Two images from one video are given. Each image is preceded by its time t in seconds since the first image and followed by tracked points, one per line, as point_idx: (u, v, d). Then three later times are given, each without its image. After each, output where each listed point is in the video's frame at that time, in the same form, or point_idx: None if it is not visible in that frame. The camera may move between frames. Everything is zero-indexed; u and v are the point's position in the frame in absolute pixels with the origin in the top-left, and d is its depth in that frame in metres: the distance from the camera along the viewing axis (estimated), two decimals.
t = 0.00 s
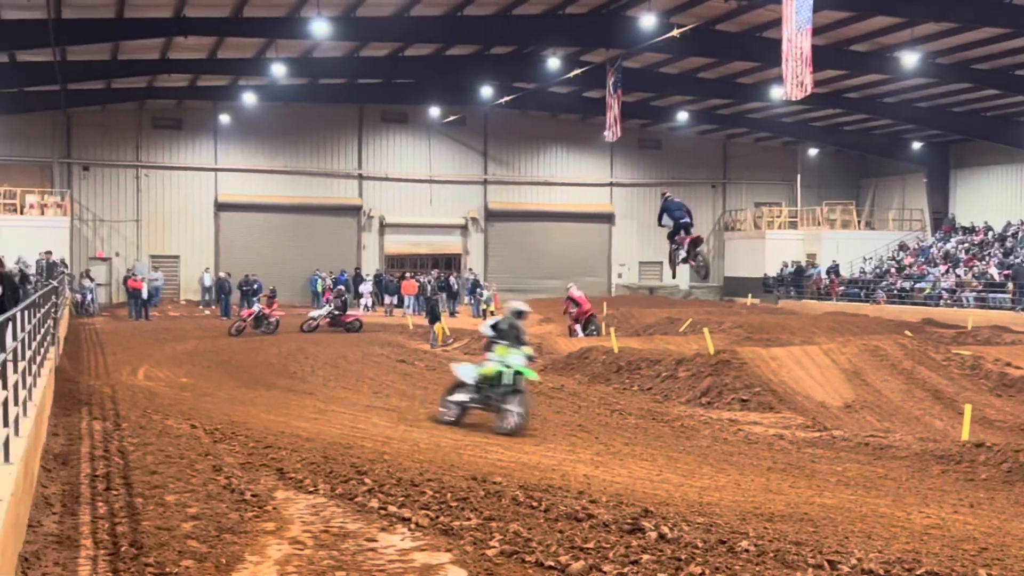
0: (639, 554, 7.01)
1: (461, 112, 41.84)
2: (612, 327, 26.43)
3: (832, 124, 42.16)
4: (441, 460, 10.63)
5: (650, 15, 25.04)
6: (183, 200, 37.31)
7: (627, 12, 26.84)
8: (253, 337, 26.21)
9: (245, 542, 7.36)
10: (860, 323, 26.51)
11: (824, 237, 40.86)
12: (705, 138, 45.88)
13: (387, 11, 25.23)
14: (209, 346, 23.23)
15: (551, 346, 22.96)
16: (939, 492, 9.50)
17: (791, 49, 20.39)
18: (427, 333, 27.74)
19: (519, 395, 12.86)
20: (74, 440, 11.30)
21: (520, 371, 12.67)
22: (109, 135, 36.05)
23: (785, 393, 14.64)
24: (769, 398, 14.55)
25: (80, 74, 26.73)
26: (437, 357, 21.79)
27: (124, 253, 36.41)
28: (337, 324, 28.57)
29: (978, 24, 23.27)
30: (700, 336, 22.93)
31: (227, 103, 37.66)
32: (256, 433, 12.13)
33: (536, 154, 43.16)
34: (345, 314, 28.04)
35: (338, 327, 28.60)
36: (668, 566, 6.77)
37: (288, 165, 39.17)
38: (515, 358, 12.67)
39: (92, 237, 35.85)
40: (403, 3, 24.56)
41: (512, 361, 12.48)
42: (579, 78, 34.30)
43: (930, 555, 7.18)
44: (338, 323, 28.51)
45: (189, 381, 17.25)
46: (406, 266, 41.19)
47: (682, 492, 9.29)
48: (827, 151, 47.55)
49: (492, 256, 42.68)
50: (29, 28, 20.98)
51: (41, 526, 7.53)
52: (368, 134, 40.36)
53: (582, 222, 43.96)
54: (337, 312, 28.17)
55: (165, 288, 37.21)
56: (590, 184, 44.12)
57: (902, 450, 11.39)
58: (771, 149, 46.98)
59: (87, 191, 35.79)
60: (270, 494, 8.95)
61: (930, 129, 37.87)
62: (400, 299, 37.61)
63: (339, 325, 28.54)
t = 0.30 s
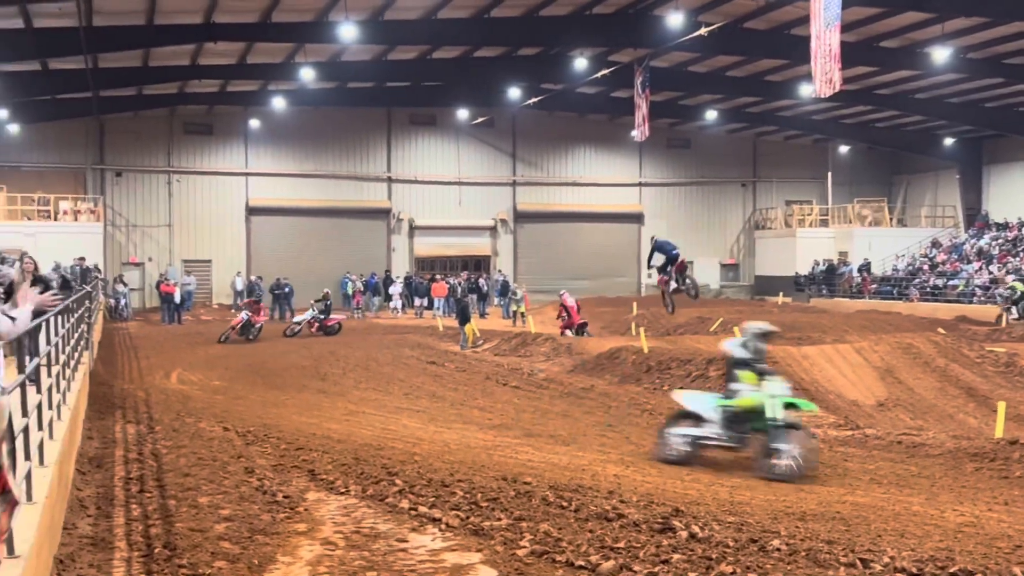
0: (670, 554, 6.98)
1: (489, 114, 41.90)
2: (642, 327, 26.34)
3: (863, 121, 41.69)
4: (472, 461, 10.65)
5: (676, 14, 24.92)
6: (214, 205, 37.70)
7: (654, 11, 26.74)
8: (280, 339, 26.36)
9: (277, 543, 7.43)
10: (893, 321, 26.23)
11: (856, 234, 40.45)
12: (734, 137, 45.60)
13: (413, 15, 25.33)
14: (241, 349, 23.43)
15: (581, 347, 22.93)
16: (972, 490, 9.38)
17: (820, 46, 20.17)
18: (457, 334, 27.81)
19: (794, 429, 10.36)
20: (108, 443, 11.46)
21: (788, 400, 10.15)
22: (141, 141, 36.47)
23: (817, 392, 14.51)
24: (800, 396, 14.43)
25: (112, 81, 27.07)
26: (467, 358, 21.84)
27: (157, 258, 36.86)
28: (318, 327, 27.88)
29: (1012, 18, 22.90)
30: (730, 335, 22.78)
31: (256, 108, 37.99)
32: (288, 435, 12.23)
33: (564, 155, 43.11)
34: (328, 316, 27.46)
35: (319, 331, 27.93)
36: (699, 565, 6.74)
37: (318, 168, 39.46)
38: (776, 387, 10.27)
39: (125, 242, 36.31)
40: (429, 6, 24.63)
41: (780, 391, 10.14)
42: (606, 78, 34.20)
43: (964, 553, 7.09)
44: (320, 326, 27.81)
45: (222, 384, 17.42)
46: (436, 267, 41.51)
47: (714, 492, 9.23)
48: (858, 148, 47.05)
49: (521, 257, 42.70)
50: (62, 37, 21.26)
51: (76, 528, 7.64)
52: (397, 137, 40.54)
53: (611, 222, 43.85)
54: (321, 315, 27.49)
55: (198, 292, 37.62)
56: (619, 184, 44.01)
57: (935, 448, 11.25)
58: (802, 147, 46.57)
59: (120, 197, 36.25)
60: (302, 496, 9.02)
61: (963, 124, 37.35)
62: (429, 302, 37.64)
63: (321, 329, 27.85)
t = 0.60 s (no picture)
0: (686, 551, 6.96)
1: (503, 112, 41.91)
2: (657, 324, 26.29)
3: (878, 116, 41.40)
4: (487, 460, 10.65)
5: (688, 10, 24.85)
6: (229, 206, 37.88)
7: (666, 8, 26.68)
8: (296, 340, 26.47)
9: (293, 543, 7.45)
10: (910, 317, 26.06)
11: (872, 230, 40.22)
12: (748, 133, 45.41)
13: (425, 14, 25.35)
14: (257, 349, 23.53)
15: (596, 345, 22.88)
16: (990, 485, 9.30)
17: (833, 41, 20.05)
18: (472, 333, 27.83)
19: None
20: (125, 444, 11.53)
21: None
22: (155, 143, 36.67)
23: (833, 388, 14.43)
24: (817, 392, 14.35)
25: (127, 83, 27.22)
26: (482, 357, 21.85)
27: (172, 260, 37.10)
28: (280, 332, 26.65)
29: None
30: (746, 332, 22.69)
31: (270, 109, 38.15)
32: (304, 435, 12.27)
33: (578, 153, 43.05)
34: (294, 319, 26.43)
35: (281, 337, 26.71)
36: (715, 562, 6.72)
37: (332, 169, 39.57)
38: None
39: (141, 244, 36.56)
40: (440, 6, 24.62)
41: None
42: (619, 75, 34.11)
43: (981, 549, 7.04)
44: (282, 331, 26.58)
45: (238, 385, 17.50)
46: (450, 266, 41.60)
47: (729, 489, 9.20)
48: (873, 143, 46.75)
49: (536, 255, 42.66)
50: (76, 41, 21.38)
51: (93, 529, 7.69)
52: (411, 137, 40.61)
53: (625, 220, 43.74)
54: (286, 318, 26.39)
55: (214, 293, 37.83)
56: (633, 181, 43.90)
57: (952, 443, 11.17)
58: (817, 142, 46.31)
59: (135, 199, 36.49)
60: (317, 495, 9.04)
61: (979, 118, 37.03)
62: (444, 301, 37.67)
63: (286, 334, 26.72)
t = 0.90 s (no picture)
0: (690, 547, 6.96)
1: (506, 110, 41.90)
2: (661, 320, 26.28)
3: (881, 111, 41.32)
4: (491, 457, 10.66)
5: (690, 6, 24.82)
6: (233, 206, 37.93)
7: (669, 4, 26.64)
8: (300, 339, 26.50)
9: (297, 541, 7.47)
10: (914, 311, 26.01)
11: (876, 225, 40.16)
12: (751, 129, 45.34)
13: (427, 12, 25.35)
14: (261, 348, 23.55)
15: (600, 342, 22.87)
16: (994, 479, 9.27)
17: (835, 36, 20.01)
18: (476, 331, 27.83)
19: None
20: (129, 444, 11.56)
21: None
22: (158, 143, 36.74)
23: (837, 383, 14.40)
24: (821, 387, 14.34)
25: (129, 83, 27.25)
26: (486, 355, 21.86)
27: (176, 259, 37.19)
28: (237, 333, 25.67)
29: None
30: (750, 328, 22.66)
31: (273, 108, 38.18)
32: (308, 433, 12.28)
33: (581, 150, 43.01)
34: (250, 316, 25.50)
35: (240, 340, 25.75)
36: (718, 557, 6.72)
37: (335, 168, 39.59)
38: None
39: (145, 244, 36.66)
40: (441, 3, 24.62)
41: None
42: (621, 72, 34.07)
43: (984, 543, 7.03)
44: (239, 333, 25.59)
45: (242, 384, 17.53)
46: (454, 265, 41.60)
47: (733, 484, 9.20)
48: (876, 138, 46.65)
49: (539, 253, 42.66)
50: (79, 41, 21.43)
51: (97, 528, 7.71)
52: (414, 135, 40.61)
53: (629, 217, 43.70)
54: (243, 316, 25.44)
55: (217, 292, 37.87)
56: (636, 178, 43.86)
57: (956, 438, 11.14)
58: (820, 137, 46.22)
59: (139, 198, 36.56)
60: (321, 493, 9.05)
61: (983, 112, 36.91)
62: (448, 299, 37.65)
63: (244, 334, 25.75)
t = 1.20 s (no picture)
0: (685, 542, 6.97)
1: (500, 107, 41.88)
2: (656, 317, 26.32)
3: (876, 106, 41.37)
4: (487, 454, 10.66)
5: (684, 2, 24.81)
6: (227, 204, 37.86)
7: None
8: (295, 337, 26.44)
9: (292, 538, 7.46)
10: (909, 306, 26.07)
11: (870, 220, 40.21)
12: (745, 124, 45.37)
13: (421, 9, 25.33)
14: (255, 346, 23.50)
15: (596, 338, 22.89)
16: (989, 473, 9.30)
17: (829, 32, 20.05)
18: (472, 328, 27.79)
19: None
20: (124, 442, 11.54)
21: None
22: (152, 141, 36.66)
23: (832, 378, 14.44)
24: (816, 382, 14.38)
25: (123, 80, 27.17)
26: (481, 352, 21.86)
27: (170, 258, 37.07)
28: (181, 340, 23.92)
29: None
30: (745, 324, 22.69)
31: (267, 106, 38.12)
32: (303, 431, 12.27)
33: (576, 146, 43.01)
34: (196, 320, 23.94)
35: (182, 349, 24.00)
36: (714, 553, 6.73)
37: (330, 165, 39.53)
38: None
39: (139, 242, 36.56)
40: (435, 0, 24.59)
41: None
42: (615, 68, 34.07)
43: (979, 537, 7.05)
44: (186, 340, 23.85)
45: (238, 382, 17.50)
46: (449, 262, 41.54)
47: (728, 479, 9.21)
48: (871, 133, 46.71)
49: (534, 249, 42.65)
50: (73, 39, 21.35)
51: (93, 527, 7.69)
52: (408, 132, 40.57)
53: (624, 213, 43.71)
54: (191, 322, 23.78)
55: (212, 291, 37.79)
56: (630, 174, 43.87)
57: (951, 432, 11.17)
58: (814, 133, 46.28)
59: (133, 197, 36.48)
60: (317, 491, 9.05)
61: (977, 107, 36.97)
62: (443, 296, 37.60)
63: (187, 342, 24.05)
